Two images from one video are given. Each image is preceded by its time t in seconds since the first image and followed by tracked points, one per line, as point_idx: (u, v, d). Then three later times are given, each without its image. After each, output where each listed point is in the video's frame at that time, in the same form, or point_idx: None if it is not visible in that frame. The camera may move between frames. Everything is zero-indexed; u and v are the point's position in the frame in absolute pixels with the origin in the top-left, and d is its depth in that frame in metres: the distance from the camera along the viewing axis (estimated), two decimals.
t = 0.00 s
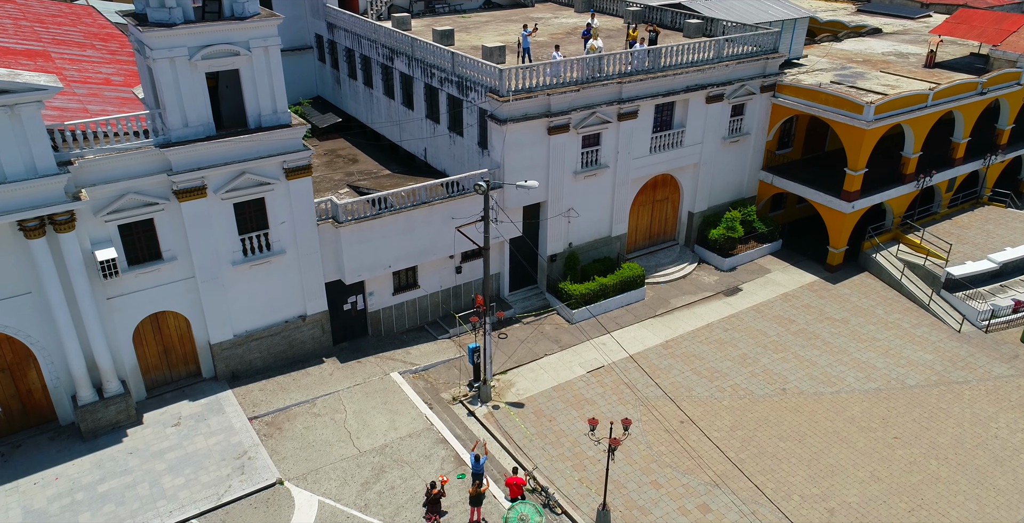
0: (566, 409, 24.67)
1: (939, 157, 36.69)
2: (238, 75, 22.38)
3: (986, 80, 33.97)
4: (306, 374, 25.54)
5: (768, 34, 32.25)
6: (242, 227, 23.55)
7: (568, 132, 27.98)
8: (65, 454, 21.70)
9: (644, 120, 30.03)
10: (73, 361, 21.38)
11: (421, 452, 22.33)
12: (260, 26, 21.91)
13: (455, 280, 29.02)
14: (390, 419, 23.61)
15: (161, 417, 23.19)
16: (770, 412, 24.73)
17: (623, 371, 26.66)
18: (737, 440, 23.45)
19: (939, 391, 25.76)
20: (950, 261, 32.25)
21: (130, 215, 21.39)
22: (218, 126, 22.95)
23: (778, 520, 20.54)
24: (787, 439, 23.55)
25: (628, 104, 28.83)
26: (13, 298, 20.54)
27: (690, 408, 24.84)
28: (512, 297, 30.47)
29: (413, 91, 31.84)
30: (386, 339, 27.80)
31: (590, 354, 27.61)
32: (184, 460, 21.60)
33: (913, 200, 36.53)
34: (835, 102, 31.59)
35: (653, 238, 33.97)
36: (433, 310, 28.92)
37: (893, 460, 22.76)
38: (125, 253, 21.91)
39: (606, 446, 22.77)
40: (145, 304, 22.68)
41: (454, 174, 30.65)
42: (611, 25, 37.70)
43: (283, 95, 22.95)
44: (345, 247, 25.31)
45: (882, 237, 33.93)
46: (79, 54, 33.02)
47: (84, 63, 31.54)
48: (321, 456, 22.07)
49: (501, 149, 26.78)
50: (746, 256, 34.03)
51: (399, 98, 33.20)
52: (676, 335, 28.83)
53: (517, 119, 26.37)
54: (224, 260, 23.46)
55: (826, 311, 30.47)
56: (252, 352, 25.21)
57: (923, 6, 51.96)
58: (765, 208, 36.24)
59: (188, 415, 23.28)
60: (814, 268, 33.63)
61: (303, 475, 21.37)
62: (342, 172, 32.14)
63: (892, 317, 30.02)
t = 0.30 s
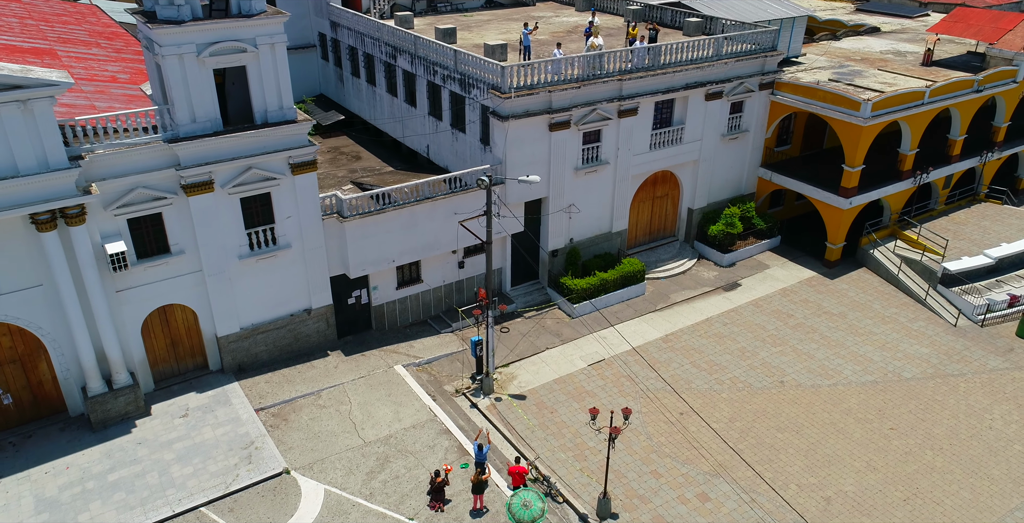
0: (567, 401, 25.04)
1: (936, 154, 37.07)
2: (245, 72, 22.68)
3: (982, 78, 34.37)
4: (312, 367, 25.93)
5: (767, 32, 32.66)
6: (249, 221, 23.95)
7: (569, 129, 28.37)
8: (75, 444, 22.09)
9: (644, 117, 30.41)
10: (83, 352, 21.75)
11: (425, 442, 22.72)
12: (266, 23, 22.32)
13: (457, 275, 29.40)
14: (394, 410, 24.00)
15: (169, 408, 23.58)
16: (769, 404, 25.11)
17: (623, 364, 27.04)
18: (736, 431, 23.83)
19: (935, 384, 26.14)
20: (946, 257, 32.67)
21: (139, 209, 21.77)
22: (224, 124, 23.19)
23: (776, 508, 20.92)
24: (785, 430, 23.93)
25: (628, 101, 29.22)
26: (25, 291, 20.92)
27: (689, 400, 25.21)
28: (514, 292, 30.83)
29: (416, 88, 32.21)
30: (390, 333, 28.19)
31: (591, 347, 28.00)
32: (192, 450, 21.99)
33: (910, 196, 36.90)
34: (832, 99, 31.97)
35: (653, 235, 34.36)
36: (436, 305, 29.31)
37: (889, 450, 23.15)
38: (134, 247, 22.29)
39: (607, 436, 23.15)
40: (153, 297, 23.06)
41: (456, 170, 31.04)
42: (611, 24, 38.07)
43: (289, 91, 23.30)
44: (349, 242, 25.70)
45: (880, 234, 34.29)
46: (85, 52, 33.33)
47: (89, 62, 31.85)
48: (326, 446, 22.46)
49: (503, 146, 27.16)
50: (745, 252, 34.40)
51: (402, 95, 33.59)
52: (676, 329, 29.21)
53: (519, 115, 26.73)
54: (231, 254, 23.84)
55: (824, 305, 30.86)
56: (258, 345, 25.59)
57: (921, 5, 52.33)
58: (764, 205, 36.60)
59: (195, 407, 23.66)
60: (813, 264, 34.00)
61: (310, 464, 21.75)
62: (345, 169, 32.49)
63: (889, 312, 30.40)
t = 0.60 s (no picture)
0: (568, 393, 25.41)
1: (933, 151, 37.43)
2: (251, 68, 23.09)
3: (978, 75, 34.72)
4: (316, 359, 26.31)
5: (765, 30, 33.01)
6: (254, 216, 24.32)
7: (570, 125, 28.74)
8: (84, 434, 22.47)
9: (644, 113, 30.79)
10: (92, 343, 22.13)
11: (428, 433, 23.10)
12: (273, 21, 22.69)
13: (460, 270, 29.77)
14: (398, 401, 24.38)
15: (176, 399, 23.96)
16: (766, 396, 25.48)
17: (623, 357, 27.40)
18: (734, 422, 24.20)
19: (930, 376, 26.51)
20: (943, 253, 33.05)
21: (148, 204, 22.14)
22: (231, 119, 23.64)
23: (774, 497, 21.29)
24: (782, 421, 24.31)
25: (628, 98, 29.59)
26: (36, 283, 21.28)
27: (688, 392, 25.58)
28: (515, 287, 31.19)
29: (419, 86, 32.59)
30: (393, 327, 28.56)
31: (591, 341, 28.37)
32: (199, 440, 22.37)
33: (908, 193, 37.25)
34: (830, 97, 32.34)
35: (652, 231, 34.73)
36: (438, 299, 29.68)
37: (884, 441, 23.52)
38: (143, 241, 22.66)
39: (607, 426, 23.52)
40: (161, 290, 23.43)
41: (458, 166, 31.43)
42: (612, 23, 38.45)
43: (295, 88, 23.68)
44: (353, 236, 26.06)
45: (877, 230, 34.64)
46: (90, 51, 33.67)
47: (95, 60, 32.18)
48: (331, 436, 22.84)
49: (505, 142, 27.53)
50: (744, 248, 34.74)
51: (404, 93, 33.97)
52: (675, 323, 29.58)
53: (521, 111, 27.11)
54: (237, 248, 24.22)
55: (822, 300, 31.23)
56: (263, 338, 25.97)
57: (919, 4, 52.73)
58: (762, 201, 36.97)
59: (202, 398, 24.04)
60: (811, 260, 34.37)
61: (315, 454, 22.14)
62: (349, 166, 32.84)
63: (886, 306, 30.77)
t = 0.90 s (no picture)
0: (569, 386, 25.78)
1: (930, 149, 37.79)
2: (257, 65, 23.46)
3: (975, 73, 35.07)
4: (320, 352, 26.71)
5: (764, 28, 33.35)
6: (260, 210, 24.71)
7: (571, 122, 29.12)
8: (93, 425, 22.87)
9: (644, 111, 31.16)
10: (101, 336, 22.52)
11: (431, 424, 23.48)
12: (279, 18, 23.07)
13: (462, 265, 30.16)
14: (401, 393, 24.77)
15: (183, 391, 24.34)
16: (764, 388, 25.84)
17: (623, 351, 27.77)
18: (732, 414, 24.55)
19: (926, 370, 26.89)
20: (939, 248, 33.44)
21: (156, 198, 22.54)
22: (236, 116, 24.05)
23: (771, 486, 21.66)
24: (779, 413, 24.67)
25: (628, 95, 29.96)
26: (46, 276, 21.68)
27: (687, 385, 25.94)
28: (517, 282, 31.57)
29: (421, 83, 32.97)
30: (396, 321, 28.95)
31: (591, 335, 28.75)
32: (206, 430, 22.76)
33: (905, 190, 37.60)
34: (828, 94, 32.72)
35: (652, 227, 35.11)
36: (440, 294, 30.07)
37: (880, 432, 23.90)
38: (151, 235, 23.06)
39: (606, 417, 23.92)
40: (168, 283, 23.82)
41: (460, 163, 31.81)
42: (612, 21, 38.79)
43: (300, 84, 24.05)
44: (357, 231, 26.45)
45: (875, 226, 34.99)
46: (96, 49, 33.95)
47: (101, 58, 32.45)
48: (335, 427, 23.22)
49: (506, 138, 27.91)
50: (743, 244, 35.12)
51: (407, 90, 34.35)
52: (674, 318, 29.96)
53: (522, 108, 27.50)
54: (243, 242, 24.62)
55: (819, 295, 31.61)
56: (268, 331, 26.38)
57: (917, 3, 53.05)
58: (761, 198, 37.35)
59: (209, 390, 24.43)
60: (809, 256, 34.74)
61: (320, 444, 22.53)
62: (351, 163, 33.21)
63: (883, 301, 31.14)
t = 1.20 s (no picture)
0: (570, 379, 26.10)
1: (927, 146, 38.14)
2: (262, 62, 23.80)
3: (971, 71, 35.42)
4: (324, 346, 27.07)
5: (762, 27, 33.68)
6: (265, 206, 25.07)
7: (571, 119, 29.48)
8: (101, 416, 23.22)
9: (643, 108, 31.51)
10: (109, 328, 22.88)
11: (434, 416, 23.83)
12: (284, 16, 23.42)
13: (463, 260, 30.51)
14: (404, 386, 25.12)
15: (189, 384, 24.70)
16: (762, 381, 26.18)
17: (623, 344, 28.13)
18: (730, 407, 24.89)
19: (922, 363, 27.23)
20: (935, 245, 33.80)
21: (163, 193, 22.89)
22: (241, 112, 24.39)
23: (769, 477, 22.00)
24: (777, 406, 25.00)
25: (628, 93, 30.32)
26: (55, 269, 22.04)
27: (686, 378, 26.28)
28: (518, 277, 31.92)
29: (423, 81, 33.32)
30: (398, 315, 29.30)
31: (592, 329, 29.09)
32: (213, 421, 23.11)
33: (902, 187, 37.96)
34: (826, 92, 33.07)
35: (652, 223, 35.47)
36: (442, 289, 30.42)
37: (876, 424, 24.24)
38: (157, 229, 23.41)
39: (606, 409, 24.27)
40: (175, 277, 24.18)
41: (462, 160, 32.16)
42: (612, 20, 39.12)
43: (304, 81, 24.40)
44: (360, 226, 26.80)
45: (872, 223, 35.32)
46: (101, 47, 34.21)
47: (106, 57, 32.72)
48: (340, 419, 23.57)
49: (508, 135, 28.25)
50: (741, 240, 35.47)
51: (409, 88, 34.70)
52: (673, 312, 30.31)
53: (523, 105, 27.85)
54: (248, 237, 24.98)
55: (817, 290, 31.96)
56: (273, 325, 26.73)
57: (915, 2, 53.40)
58: (760, 195, 37.69)
59: (214, 383, 24.78)
60: (807, 252, 35.08)
61: (324, 435, 22.88)
62: (354, 160, 33.53)
63: (880, 297, 31.49)
